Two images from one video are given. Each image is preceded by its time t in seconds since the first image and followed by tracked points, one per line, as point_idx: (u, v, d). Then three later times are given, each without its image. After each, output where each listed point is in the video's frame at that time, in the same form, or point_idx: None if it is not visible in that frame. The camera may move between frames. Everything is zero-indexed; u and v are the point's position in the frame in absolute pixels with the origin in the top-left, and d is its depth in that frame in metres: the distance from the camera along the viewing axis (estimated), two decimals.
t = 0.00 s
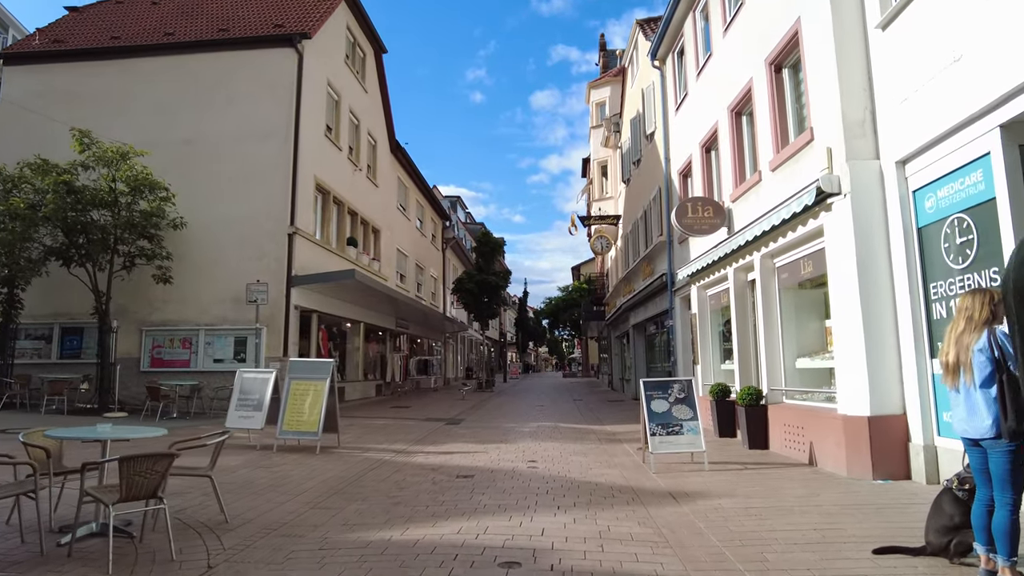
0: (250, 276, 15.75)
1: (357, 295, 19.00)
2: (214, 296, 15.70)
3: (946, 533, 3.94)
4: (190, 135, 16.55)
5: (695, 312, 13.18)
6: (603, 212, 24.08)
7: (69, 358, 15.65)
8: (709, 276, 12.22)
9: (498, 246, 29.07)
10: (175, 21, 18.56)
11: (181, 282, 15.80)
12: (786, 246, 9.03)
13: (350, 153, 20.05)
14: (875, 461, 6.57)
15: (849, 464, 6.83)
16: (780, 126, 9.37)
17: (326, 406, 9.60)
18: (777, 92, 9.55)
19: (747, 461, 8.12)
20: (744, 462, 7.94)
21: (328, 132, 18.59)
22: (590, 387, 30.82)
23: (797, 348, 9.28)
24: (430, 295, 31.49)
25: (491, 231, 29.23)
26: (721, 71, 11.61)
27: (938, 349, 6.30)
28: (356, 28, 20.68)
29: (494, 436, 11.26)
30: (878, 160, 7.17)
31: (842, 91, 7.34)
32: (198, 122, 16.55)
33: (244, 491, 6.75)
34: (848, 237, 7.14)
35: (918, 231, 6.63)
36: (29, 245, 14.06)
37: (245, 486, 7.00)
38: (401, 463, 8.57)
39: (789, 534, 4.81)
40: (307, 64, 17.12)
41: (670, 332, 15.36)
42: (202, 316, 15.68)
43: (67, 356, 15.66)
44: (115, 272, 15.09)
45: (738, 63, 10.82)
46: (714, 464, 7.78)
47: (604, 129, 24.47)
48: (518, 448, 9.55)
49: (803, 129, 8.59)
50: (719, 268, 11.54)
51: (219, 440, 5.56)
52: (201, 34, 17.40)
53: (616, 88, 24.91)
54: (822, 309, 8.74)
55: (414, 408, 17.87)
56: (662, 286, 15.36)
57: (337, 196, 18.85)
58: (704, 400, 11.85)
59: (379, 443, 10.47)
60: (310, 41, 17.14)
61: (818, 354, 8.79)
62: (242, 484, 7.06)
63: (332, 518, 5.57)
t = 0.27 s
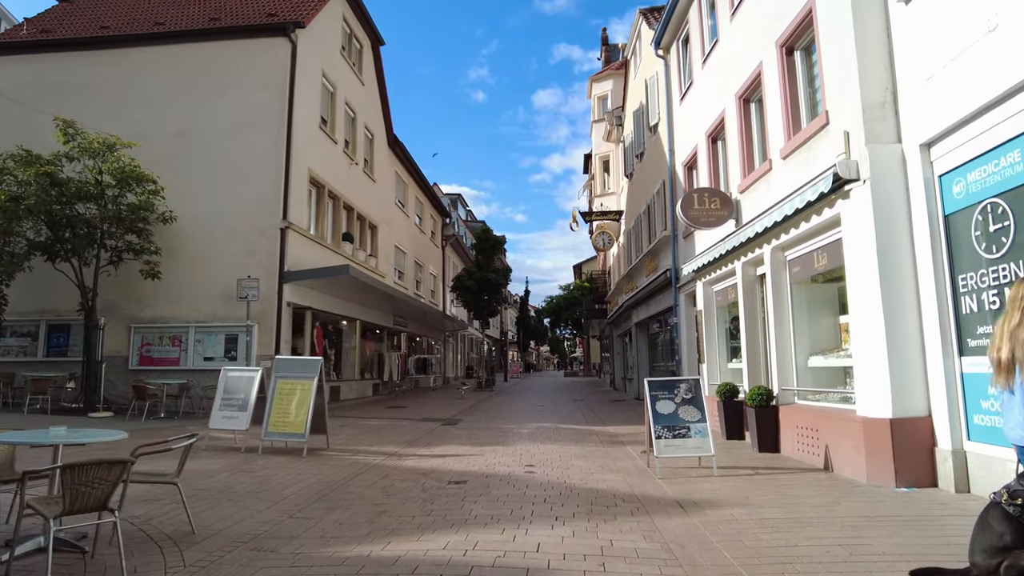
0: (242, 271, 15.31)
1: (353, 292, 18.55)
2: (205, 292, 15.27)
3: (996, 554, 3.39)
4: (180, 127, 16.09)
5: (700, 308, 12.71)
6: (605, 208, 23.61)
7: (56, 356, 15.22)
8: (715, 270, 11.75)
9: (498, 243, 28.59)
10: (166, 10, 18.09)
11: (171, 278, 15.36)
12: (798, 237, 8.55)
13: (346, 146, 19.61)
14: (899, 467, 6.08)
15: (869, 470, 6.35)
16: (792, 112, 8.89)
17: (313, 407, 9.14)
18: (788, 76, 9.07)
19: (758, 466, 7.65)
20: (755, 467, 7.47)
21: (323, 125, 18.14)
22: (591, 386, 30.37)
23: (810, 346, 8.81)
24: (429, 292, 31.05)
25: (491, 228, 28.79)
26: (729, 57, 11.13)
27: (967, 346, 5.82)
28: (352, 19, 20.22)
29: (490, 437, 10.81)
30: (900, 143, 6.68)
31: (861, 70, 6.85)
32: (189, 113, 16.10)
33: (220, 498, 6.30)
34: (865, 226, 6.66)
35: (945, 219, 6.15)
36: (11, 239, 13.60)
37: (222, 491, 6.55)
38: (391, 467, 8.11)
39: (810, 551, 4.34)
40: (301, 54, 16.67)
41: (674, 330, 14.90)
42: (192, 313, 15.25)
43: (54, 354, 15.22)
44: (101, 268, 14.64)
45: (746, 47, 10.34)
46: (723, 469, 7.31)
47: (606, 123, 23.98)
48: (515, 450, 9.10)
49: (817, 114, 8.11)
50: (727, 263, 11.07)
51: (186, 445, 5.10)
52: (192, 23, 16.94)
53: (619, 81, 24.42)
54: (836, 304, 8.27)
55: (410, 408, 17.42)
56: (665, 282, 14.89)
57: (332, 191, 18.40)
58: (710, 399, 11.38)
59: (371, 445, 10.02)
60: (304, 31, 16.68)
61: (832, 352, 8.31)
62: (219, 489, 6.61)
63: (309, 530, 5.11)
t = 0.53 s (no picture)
0: (232, 268, 14.87)
1: (348, 289, 18.10)
2: (194, 290, 14.84)
3: None
4: (169, 120, 15.64)
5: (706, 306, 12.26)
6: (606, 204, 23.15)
7: (41, 356, 14.78)
8: (722, 266, 11.29)
9: (498, 240, 28.14)
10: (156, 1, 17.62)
11: (159, 275, 14.93)
12: (811, 230, 8.09)
13: (341, 141, 19.17)
14: (925, 476, 5.61)
15: (892, 479, 5.87)
16: (803, 99, 8.43)
17: (299, 408, 8.73)
18: (799, 61, 8.61)
19: (769, 472, 7.19)
20: (766, 474, 7.02)
21: (317, 118, 17.70)
22: (592, 386, 29.90)
23: (822, 345, 8.35)
24: (428, 291, 30.61)
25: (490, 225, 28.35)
26: (736, 45, 10.67)
27: (1000, 345, 5.35)
28: (348, 10, 19.76)
29: (486, 440, 10.36)
30: (924, 127, 6.21)
31: (881, 50, 6.39)
32: (178, 106, 15.66)
33: (192, 507, 5.86)
34: (885, 217, 6.21)
35: (974, 208, 5.69)
36: None
37: (196, 499, 6.11)
38: (380, 473, 7.66)
39: (836, 574, 3.88)
40: (293, 45, 16.23)
41: (677, 329, 14.44)
42: (181, 311, 14.82)
43: (39, 354, 14.79)
44: (87, 264, 14.20)
45: (755, 33, 9.87)
46: (732, 477, 6.86)
47: (608, 118, 23.51)
48: (512, 455, 8.64)
49: (831, 99, 7.65)
50: (734, 258, 10.62)
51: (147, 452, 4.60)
52: (182, 14, 16.48)
53: (621, 76, 23.96)
54: (851, 300, 7.80)
55: (406, 409, 16.98)
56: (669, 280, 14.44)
57: (326, 186, 17.95)
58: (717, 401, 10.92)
59: (361, 449, 9.57)
60: (296, 21, 16.24)
61: (847, 352, 7.85)
62: (193, 496, 6.17)
63: (281, 547, 4.66)
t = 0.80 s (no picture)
0: (222, 264, 14.43)
1: (342, 286, 17.64)
2: (182, 286, 14.38)
3: None
4: (157, 111, 15.18)
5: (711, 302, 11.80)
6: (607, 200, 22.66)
7: (24, 354, 14.32)
8: (729, 260, 10.84)
9: (497, 237, 27.67)
10: None
11: (146, 271, 14.47)
12: (824, 220, 7.63)
13: (335, 134, 18.71)
14: (956, 484, 5.15)
15: (919, 486, 5.40)
16: (817, 80, 7.96)
17: (283, 409, 8.28)
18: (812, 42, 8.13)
19: (782, 477, 6.74)
20: (780, 480, 6.55)
21: (311, 110, 17.23)
22: (592, 386, 29.45)
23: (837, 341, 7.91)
24: (426, 289, 30.16)
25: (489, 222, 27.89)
26: (744, 28, 10.19)
27: None
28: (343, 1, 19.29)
29: (482, 442, 9.89)
30: (953, 104, 5.74)
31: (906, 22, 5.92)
32: (166, 96, 15.20)
33: (160, 515, 5.40)
34: (909, 202, 5.74)
35: (1010, 191, 5.22)
36: None
37: (165, 507, 5.65)
38: (367, 479, 7.19)
39: None
40: (285, 34, 15.76)
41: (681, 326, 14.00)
42: (168, 308, 14.36)
43: (22, 352, 14.32)
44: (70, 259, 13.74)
45: (764, 13, 9.39)
46: (744, 483, 6.39)
47: (609, 112, 23.02)
48: (508, 459, 8.18)
49: (848, 79, 7.17)
50: (742, 251, 10.15)
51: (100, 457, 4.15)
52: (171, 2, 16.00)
53: (622, 69, 23.48)
54: (867, 295, 7.36)
55: (402, 409, 16.52)
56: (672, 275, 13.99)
57: (319, 180, 17.50)
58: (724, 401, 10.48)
59: (350, 452, 9.12)
60: (288, 10, 15.76)
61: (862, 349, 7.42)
62: (163, 504, 5.71)
63: (249, 564, 4.20)
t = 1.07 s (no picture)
0: (212, 260, 14.00)
1: (338, 283, 17.20)
2: (171, 283, 13.95)
3: None
4: (147, 104, 14.74)
5: (720, 299, 11.38)
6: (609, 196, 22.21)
7: (9, 352, 13.90)
8: (739, 254, 10.41)
9: (497, 235, 27.22)
10: None
11: (134, 267, 14.04)
12: (842, 211, 7.17)
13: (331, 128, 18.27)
14: (996, 496, 4.69)
15: (953, 498, 4.95)
16: (833, 64, 7.50)
17: (269, 410, 7.84)
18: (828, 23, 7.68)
19: (799, 485, 6.30)
20: (797, 488, 6.10)
21: (305, 103, 16.79)
22: (594, 386, 29.01)
23: (856, 340, 7.47)
24: (425, 287, 29.73)
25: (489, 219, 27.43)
26: (754, 11, 9.74)
27: None
28: None
29: (480, 445, 9.46)
30: (989, 83, 5.28)
31: None
32: (156, 87, 14.76)
33: (126, 527, 4.96)
34: (939, 190, 5.30)
35: None
36: None
37: (133, 518, 5.20)
38: (356, 486, 6.75)
39: None
40: (279, 24, 15.31)
41: (686, 324, 13.57)
42: (157, 306, 13.93)
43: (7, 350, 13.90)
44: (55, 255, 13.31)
45: None
46: (759, 492, 5.95)
47: (611, 106, 22.57)
48: (506, 464, 7.74)
49: (869, 61, 6.72)
50: (753, 246, 9.71)
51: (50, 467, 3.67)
52: None
53: (625, 62, 23.02)
54: (888, 291, 6.91)
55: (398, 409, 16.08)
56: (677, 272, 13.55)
57: (314, 175, 17.06)
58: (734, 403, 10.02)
59: (341, 456, 8.68)
60: None
61: (883, 348, 6.96)
62: (131, 515, 5.27)
63: None
